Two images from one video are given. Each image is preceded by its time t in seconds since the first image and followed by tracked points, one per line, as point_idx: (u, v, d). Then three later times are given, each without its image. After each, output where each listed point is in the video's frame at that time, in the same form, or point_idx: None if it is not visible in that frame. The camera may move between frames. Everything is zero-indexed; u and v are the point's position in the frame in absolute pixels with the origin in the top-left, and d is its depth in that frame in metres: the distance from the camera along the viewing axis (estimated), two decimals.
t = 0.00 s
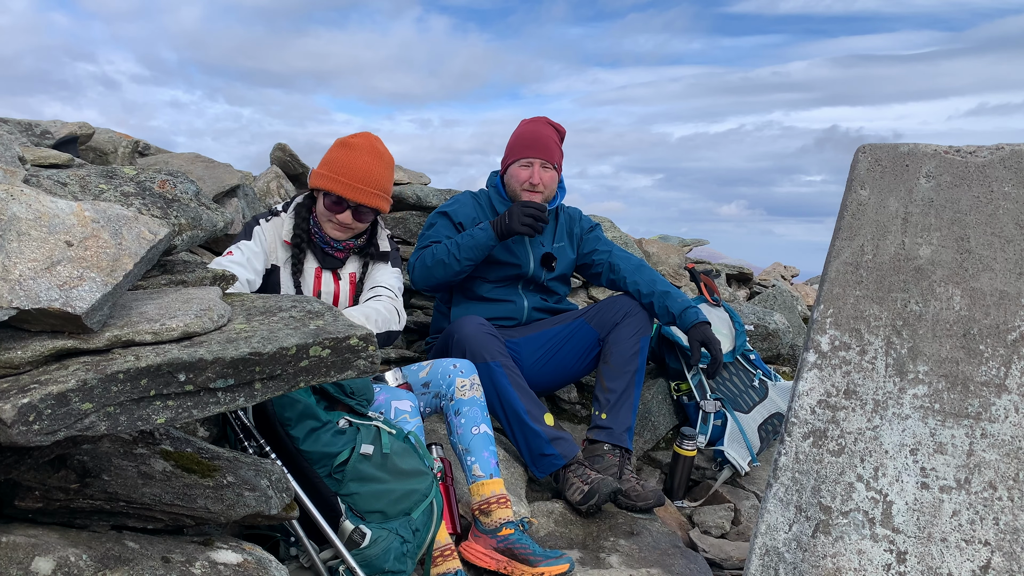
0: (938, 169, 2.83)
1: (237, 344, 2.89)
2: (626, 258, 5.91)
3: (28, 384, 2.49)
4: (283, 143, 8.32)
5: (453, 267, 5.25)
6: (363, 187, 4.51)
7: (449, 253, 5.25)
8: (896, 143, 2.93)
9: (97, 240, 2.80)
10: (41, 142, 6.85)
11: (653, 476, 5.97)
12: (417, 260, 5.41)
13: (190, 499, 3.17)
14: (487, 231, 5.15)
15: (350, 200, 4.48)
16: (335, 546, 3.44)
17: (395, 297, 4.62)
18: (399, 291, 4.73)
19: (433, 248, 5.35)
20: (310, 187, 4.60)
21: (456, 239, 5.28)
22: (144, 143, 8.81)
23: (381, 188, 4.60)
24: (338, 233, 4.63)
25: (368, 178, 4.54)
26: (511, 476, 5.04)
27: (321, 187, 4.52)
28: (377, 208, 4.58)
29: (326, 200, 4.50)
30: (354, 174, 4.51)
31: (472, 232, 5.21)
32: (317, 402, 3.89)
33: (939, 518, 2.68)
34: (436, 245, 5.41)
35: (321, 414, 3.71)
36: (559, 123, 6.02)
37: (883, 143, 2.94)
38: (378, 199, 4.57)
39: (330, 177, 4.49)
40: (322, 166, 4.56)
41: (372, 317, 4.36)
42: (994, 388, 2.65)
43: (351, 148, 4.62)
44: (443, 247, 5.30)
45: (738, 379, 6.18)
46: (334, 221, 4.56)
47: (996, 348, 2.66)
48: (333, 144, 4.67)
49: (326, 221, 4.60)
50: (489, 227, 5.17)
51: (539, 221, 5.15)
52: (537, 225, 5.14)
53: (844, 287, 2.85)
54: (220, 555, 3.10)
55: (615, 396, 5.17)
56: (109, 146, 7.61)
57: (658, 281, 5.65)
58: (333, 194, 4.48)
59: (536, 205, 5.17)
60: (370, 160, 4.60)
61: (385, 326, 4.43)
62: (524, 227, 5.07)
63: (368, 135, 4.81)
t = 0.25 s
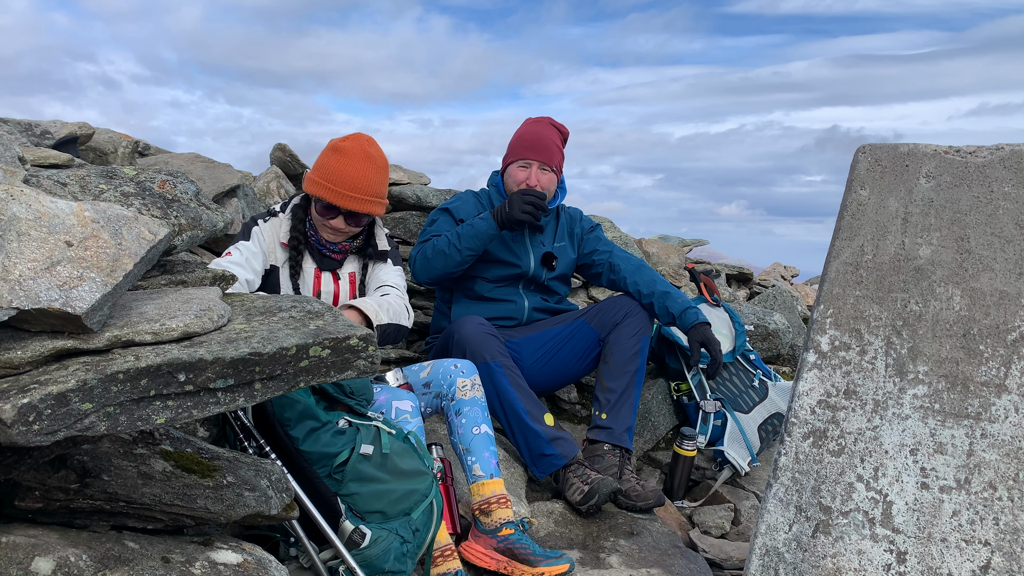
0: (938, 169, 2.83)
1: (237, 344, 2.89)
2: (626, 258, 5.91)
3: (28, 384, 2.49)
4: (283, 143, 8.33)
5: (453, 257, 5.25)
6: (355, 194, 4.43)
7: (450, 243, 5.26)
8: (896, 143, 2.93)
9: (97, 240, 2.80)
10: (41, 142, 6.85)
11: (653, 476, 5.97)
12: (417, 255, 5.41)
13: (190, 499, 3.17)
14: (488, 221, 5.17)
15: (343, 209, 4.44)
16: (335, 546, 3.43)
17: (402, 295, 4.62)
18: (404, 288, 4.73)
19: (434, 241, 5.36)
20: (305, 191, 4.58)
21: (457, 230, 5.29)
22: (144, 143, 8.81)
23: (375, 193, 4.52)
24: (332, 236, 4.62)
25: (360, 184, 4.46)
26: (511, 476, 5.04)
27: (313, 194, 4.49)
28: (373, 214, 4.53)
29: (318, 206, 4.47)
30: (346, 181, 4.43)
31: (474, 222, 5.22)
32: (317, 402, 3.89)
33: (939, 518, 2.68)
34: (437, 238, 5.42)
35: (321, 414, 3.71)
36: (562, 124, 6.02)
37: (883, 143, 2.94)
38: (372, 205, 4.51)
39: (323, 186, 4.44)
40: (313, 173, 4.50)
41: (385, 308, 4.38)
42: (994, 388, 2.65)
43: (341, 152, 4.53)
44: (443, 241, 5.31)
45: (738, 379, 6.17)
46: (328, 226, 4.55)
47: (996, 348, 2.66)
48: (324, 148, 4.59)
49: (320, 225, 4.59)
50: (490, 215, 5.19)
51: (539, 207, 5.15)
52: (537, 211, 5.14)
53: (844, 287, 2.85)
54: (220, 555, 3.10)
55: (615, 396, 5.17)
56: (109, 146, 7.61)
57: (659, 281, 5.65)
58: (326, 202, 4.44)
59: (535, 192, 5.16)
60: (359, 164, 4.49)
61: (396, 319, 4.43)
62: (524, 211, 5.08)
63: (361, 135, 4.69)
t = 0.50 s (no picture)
0: (938, 169, 2.83)
1: (237, 344, 2.89)
2: (627, 258, 5.90)
3: (28, 384, 2.49)
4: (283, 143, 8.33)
5: (451, 251, 5.25)
6: (355, 199, 4.44)
7: (447, 237, 5.26)
8: (896, 143, 2.93)
9: (97, 240, 2.80)
10: (41, 142, 6.85)
11: (653, 476, 5.97)
12: (416, 250, 5.41)
13: (190, 499, 3.17)
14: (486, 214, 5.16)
15: (343, 213, 4.45)
16: (335, 546, 3.43)
17: (399, 299, 4.62)
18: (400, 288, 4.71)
19: (433, 235, 5.36)
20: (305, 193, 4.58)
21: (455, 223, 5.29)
22: (144, 143, 8.81)
23: (375, 197, 4.53)
24: (332, 239, 4.63)
25: (360, 189, 4.46)
26: (511, 476, 5.04)
27: (313, 198, 4.49)
28: (372, 217, 4.54)
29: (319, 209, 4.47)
30: (346, 186, 4.42)
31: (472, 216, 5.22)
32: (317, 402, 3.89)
33: (939, 518, 2.68)
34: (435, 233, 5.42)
35: (321, 414, 3.71)
36: (563, 124, 6.01)
37: (883, 143, 2.94)
38: (372, 209, 4.52)
39: (322, 191, 4.43)
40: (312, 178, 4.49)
41: (374, 310, 4.35)
42: (994, 388, 2.65)
43: (340, 156, 4.50)
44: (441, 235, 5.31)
45: (738, 379, 6.17)
46: (328, 229, 4.56)
47: (996, 348, 2.66)
48: (323, 151, 4.56)
49: (319, 229, 4.60)
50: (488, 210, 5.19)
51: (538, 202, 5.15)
52: (536, 206, 5.14)
53: (844, 287, 2.85)
54: (220, 555, 3.10)
55: (615, 396, 5.17)
56: (109, 146, 7.61)
57: (659, 281, 5.65)
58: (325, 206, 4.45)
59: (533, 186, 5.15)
60: (358, 167, 4.47)
61: (387, 321, 4.41)
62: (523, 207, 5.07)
63: (359, 136, 4.67)
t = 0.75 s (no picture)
0: (938, 169, 2.83)
1: (237, 343, 2.89)
2: (626, 258, 5.90)
3: (28, 384, 2.49)
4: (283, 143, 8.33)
5: (451, 258, 5.25)
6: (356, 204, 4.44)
7: (446, 244, 5.26)
8: (896, 143, 2.92)
9: (97, 240, 2.80)
10: (41, 142, 6.85)
11: (653, 476, 5.97)
12: (416, 254, 5.42)
13: (190, 499, 3.17)
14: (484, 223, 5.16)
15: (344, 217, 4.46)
16: (335, 546, 3.43)
17: (402, 289, 4.63)
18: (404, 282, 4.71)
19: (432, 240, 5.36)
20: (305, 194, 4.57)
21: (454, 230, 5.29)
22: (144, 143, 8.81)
23: (375, 200, 4.53)
24: (332, 240, 4.64)
25: (360, 193, 4.45)
26: (511, 476, 5.04)
27: (313, 200, 4.49)
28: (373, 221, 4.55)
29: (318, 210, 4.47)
30: (346, 190, 4.42)
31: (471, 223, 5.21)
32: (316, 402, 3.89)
33: (939, 518, 2.68)
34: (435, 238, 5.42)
35: (321, 414, 3.71)
36: (559, 125, 6.00)
37: (884, 143, 2.94)
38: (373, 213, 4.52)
39: (323, 195, 4.43)
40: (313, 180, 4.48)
41: (385, 308, 4.36)
42: (994, 388, 2.65)
43: (341, 159, 4.48)
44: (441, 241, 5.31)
45: (738, 379, 6.17)
46: (328, 230, 4.57)
47: (996, 348, 2.66)
48: (323, 153, 4.54)
49: (319, 230, 4.60)
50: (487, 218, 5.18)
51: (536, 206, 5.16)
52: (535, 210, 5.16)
53: (844, 287, 2.85)
54: (220, 555, 3.10)
55: (615, 397, 5.17)
56: (109, 146, 7.61)
57: (659, 281, 5.65)
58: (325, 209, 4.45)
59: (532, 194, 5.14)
60: (359, 171, 4.45)
61: (397, 316, 4.42)
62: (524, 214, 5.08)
63: (360, 137, 4.63)
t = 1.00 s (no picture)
0: (938, 169, 2.83)
1: (237, 343, 2.89)
2: (626, 258, 5.91)
3: (28, 383, 2.49)
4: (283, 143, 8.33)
5: (450, 259, 5.25)
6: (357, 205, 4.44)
7: (446, 245, 5.26)
8: (896, 143, 2.92)
9: (97, 240, 2.80)
10: (42, 142, 6.86)
11: (653, 476, 5.97)
12: (416, 255, 5.41)
13: (190, 499, 3.17)
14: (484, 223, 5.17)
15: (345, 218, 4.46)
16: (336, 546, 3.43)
17: (399, 283, 4.61)
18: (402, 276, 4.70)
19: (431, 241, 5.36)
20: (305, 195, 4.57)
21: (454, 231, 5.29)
22: (144, 143, 8.81)
23: (376, 201, 4.53)
24: (332, 240, 4.65)
25: (361, 194, 4.45)
26: (511, 476, 5.04)
27: (314, 201, 4.48)
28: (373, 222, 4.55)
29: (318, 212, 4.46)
30: (348, 191, 4.41)
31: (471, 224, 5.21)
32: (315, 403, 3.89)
33: (939, 518, 2.68)
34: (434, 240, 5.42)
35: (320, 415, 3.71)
36: (558, 123, 6.01)
37: (883, 143, 2.93)
38: (373, 214, 4.52)
39: (323, 196, 4.42)
40: (313, 181, 4.48)
41: (384, 307, 4.34)
42: (994, 388, 2.65)
43: (342, 160, 4.48)
44: (440, 242, 5.31)
45: (738, 379, 6.17)
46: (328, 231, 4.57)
47: (996, 348, 2.66)
48: (323, 154, 4.54)
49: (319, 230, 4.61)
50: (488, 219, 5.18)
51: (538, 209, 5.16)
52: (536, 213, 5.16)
53: (844, 287, 2.85)
54: (219, 555, 3.10)
55: (615, 396, 5.17)
56: (109, 146, 7.61)
57: (659, 281, 5.65)
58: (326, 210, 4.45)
59: (532, 195, 5.16)
60: (361, 172, 4.45)
61: (396, 312, 4.42)
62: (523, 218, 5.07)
63: (360, 138, 4.63)
